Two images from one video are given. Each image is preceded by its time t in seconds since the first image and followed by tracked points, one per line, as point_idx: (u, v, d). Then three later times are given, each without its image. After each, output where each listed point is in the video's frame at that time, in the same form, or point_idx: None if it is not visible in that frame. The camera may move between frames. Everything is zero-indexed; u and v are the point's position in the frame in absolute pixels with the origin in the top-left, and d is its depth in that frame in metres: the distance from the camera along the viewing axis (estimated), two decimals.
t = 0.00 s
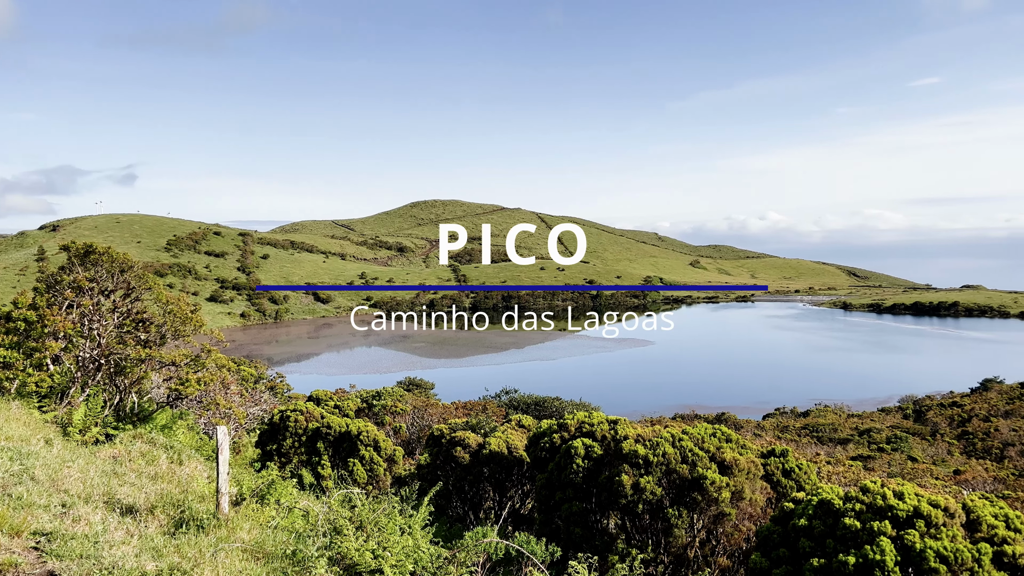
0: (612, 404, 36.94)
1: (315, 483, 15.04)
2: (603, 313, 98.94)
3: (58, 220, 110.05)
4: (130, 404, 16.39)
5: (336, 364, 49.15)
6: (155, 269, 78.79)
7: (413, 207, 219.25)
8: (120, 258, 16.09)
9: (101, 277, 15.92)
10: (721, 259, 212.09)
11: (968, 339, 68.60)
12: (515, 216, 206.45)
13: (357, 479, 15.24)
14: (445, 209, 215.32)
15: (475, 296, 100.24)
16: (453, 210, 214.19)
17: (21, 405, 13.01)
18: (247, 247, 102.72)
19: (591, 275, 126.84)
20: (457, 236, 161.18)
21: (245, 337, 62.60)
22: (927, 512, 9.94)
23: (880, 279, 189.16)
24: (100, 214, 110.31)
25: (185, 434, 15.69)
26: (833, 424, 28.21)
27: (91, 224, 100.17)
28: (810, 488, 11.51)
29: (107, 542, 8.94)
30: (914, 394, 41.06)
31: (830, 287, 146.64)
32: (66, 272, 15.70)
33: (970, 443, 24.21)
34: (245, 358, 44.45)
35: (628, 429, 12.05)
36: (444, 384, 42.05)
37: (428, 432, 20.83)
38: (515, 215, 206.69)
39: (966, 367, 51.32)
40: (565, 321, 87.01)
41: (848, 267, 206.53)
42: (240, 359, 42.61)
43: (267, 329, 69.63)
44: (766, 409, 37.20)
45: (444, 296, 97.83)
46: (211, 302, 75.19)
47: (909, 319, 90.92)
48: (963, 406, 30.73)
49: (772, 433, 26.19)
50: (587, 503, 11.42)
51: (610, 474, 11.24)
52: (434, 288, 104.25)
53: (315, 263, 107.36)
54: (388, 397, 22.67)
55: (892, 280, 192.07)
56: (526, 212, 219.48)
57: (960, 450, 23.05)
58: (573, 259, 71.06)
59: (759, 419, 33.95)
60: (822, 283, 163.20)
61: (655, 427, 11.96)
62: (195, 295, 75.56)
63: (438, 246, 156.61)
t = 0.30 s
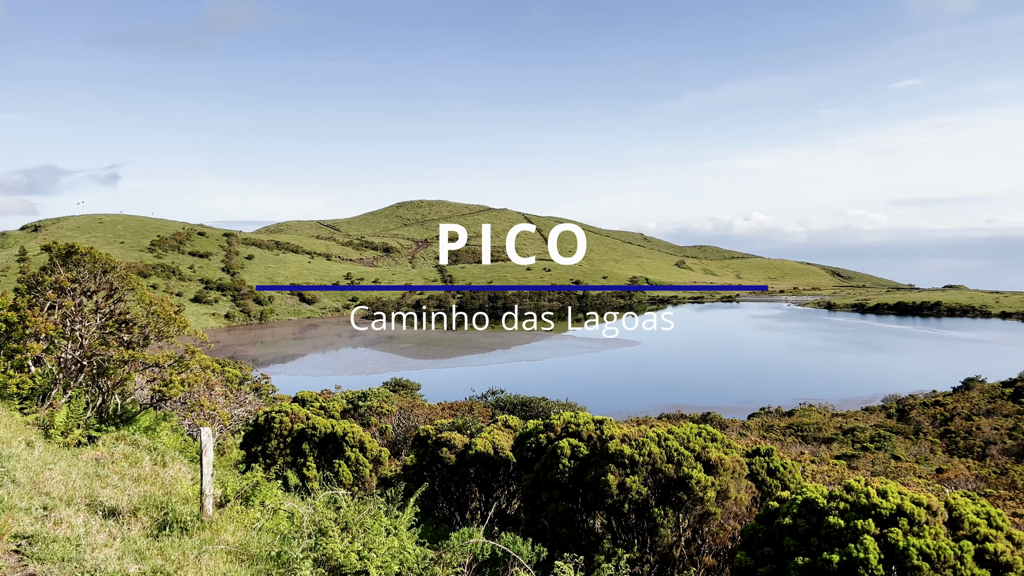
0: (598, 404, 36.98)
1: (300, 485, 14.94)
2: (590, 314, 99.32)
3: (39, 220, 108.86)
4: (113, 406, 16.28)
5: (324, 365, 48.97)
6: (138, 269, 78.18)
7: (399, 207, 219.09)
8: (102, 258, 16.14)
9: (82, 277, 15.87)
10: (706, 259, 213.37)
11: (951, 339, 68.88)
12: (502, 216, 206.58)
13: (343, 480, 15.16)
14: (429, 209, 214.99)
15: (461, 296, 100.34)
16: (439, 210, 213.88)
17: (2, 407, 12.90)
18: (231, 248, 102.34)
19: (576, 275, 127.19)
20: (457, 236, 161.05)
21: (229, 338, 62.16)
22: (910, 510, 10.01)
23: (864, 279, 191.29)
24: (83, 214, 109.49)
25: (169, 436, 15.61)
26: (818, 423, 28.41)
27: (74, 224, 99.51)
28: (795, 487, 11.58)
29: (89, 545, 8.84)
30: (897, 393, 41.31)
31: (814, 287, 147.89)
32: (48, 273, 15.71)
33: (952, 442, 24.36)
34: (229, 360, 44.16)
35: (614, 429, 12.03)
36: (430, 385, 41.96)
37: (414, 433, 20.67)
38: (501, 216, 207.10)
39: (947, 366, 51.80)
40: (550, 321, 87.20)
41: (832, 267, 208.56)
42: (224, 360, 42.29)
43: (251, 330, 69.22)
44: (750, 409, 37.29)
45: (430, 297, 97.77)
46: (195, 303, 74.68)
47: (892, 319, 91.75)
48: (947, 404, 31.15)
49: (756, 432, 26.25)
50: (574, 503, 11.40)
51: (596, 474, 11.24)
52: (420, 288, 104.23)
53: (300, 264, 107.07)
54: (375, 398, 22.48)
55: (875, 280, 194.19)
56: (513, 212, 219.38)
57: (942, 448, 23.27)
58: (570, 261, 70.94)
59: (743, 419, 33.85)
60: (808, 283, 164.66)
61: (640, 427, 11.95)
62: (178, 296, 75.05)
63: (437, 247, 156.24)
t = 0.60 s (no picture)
0: (584, 404, 37.08)
1: (284, 486, 14.85)
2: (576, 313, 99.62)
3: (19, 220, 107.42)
4: (94, 407, 16.13)
5: (309, 366, 48.77)
6: (120, 269, 77.47)
7: (384, 207, 218.47)
8: (82, 258, 16.04)
9: (63, 278, 15.77)
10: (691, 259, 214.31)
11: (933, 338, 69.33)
12: (488, 216, 206.35)
13: (327, 481, 15.10)
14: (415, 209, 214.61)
15: (447, 296, 100.27)
16: (424, 210, 213.53)
17: None
18: (215, 247, 101.73)
19: (562, 275, 127.25)
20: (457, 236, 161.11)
21: (212, 338, 61.71)
22: (893, 508, 10.08)
23: (847, 279, 193.32)
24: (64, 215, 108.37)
25: (151, 437, 15.50)
26: (802, 422, 28.60)
27: (55, 224, 98.42)
28: (778, 486, 11.63)
29: (70, 548, 8.75)
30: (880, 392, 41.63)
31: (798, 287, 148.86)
32: (28, 273, 15.59)
33: (933, 441, 24.51)
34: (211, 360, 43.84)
35: (599, 429, 12.04)
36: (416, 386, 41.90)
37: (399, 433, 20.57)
38: (488, 215, 207.16)
39: (928, 365, 52.27)
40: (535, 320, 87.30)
41: (815, 267, 210.32)
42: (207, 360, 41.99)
43: (235, 331, 68.56)
44: (734, 409, 37.41)
45: (415, 296, 97.62)
46: (178, 303, 74.09)
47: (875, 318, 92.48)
48: (929, 403, 31.53)
49: (741, 432, 26.30)
50: (559, 502, 11.41)
51: (581, 473, 11.24)
52: (405, 288, 104.03)
53: (285, 263, 106.59)
54: (360, 399, 22.28)
55: (858, 280, 196.12)
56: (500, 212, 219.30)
57: (924, 447, 23.53)
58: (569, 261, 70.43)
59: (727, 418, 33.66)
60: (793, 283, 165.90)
61: (625, 427, 11.97)
62: (161, 296, 74.43)
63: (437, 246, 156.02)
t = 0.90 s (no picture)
0: (568, 403, 37.16)
1: (267, 487, 14.77)
2: (562, 313, 99.79)
3: None
4: (74, 408, 16.18)
5: (292, 365, 48.56)
6: (101, 268, 76.74)
7: (368, 206, 217.48)
8: (62, 258, 15.90)
9: (43, 278, 15.59)
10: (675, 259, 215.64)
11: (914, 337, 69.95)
12: (473, 216, 205.56)
13: (311, 481, 15.00)
14: (401, 208, 213.97)
15: (432, 296, 99.94)
16: (408, 210, 212.57)
17: None
18: (198, 246, 101.04)
19: (548, 275, 127.06)
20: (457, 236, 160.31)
21: (195, 338, 61.21)
22: (873, 505, 10.17)
23: (830, 279, 194.89)
24: (44, 214, 106.93)
25: (132, 439, 15.43)
26: (784, 420, 28.80)
27: (35, 224, 97.23)
28: (760, 484, 11.70)
29: (49, 550, 8.64)
30: (862, 391, 41.89)
31: (782, 287, 150.01)
32: (7, 273, 15.42)
33: (915, 438, 24.67)
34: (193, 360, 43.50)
35: (583, 428, 12.02)
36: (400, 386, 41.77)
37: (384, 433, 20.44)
38: (473, 215, 207.11)
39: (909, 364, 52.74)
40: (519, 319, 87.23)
41: (799, 267, 211.98)
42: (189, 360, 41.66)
43: (218, 331, 67.83)
44: (718, 407, 37.63)
45: (400, 296, 97.34)
46: (160, 303, 73.42)
47: (858, 318, 93.25)
48: (911, 401, 31.81)
49: (726, 429, 26.58)
50: (542, 501, 11.39)
51: (565, 472, 11.23)
52: (389, 288, 103.71)
53: (268, 263, 106.14)
54: (344, 399, 22.02)
55: (841, 280, 197.86)
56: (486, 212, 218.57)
57: (906, 444, 23.78)
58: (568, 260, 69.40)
59: (711, 417, 33.93)
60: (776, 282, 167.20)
61: (609, 426, 11.97)
62: (142, 295, 73.70)
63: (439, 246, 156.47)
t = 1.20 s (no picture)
0: (552, 403, 37.21)
1: (248, 488, 14.64)
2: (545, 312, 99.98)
3: None
4: (52, 409, 16.07)
5: (275, 366, 48.27)
6: (80, 268, 75.75)
7: (350, 206, 215.98)
8: (40, 257, 15.91)
9: (20, 277, 15.55)
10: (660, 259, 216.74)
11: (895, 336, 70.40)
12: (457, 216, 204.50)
13: (292, 482, 14.87)
14: (384, 207, 212.96)
15: (416, 296, 99.65)
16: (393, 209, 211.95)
17: None
18: (179, 245, 100.00)
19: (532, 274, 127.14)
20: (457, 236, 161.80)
21: (176, 339, 60.53)
22: (853, 503, 10.28)
23: (810, 278, 196.75)
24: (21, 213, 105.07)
25: (112, 440, 15.39)
26: (767, 419, 28.91)
27: (12, 224, 95.66)
28: (742, 482, 11.77)
29: (26, 553, 8.52)
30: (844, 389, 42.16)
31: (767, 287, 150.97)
32: None
33: (893, 436, 24.92)
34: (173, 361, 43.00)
35: (566, 428, 12.01)
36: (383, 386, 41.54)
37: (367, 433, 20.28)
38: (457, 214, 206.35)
39: (890, 362, 53.35)
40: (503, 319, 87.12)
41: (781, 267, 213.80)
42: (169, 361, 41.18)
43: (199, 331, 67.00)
44: (702, 405, 37.95)
45: (383, 296, 97.04)
46: (140, 303, 72.50)
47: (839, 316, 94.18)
48: (891, 399, 32.12)
49: (708, 428, 26.59)
50: (526, 501, 11.36)
51: (548, 471, 11.21)
52: (372, 287, 103.18)
53: (251, 262, 105.42)
54: (326, 399, 21.95)
55: (823, 279, 199.87)
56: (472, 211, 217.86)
57: (885, 442, 23.95)
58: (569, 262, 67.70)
59: (695, 416, 34.37)
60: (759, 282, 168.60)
61: (592, 425, 11.99)
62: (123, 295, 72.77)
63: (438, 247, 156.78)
